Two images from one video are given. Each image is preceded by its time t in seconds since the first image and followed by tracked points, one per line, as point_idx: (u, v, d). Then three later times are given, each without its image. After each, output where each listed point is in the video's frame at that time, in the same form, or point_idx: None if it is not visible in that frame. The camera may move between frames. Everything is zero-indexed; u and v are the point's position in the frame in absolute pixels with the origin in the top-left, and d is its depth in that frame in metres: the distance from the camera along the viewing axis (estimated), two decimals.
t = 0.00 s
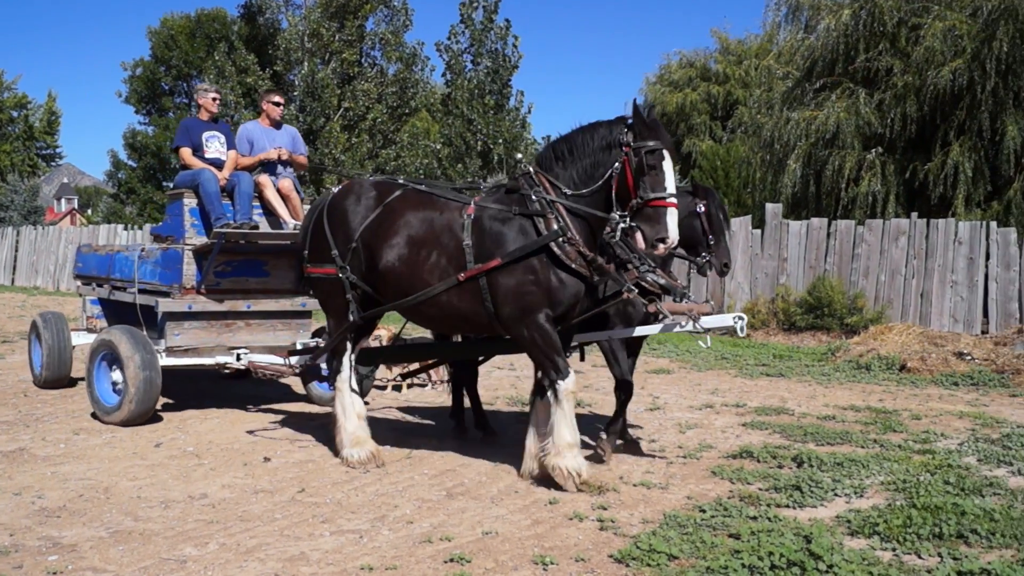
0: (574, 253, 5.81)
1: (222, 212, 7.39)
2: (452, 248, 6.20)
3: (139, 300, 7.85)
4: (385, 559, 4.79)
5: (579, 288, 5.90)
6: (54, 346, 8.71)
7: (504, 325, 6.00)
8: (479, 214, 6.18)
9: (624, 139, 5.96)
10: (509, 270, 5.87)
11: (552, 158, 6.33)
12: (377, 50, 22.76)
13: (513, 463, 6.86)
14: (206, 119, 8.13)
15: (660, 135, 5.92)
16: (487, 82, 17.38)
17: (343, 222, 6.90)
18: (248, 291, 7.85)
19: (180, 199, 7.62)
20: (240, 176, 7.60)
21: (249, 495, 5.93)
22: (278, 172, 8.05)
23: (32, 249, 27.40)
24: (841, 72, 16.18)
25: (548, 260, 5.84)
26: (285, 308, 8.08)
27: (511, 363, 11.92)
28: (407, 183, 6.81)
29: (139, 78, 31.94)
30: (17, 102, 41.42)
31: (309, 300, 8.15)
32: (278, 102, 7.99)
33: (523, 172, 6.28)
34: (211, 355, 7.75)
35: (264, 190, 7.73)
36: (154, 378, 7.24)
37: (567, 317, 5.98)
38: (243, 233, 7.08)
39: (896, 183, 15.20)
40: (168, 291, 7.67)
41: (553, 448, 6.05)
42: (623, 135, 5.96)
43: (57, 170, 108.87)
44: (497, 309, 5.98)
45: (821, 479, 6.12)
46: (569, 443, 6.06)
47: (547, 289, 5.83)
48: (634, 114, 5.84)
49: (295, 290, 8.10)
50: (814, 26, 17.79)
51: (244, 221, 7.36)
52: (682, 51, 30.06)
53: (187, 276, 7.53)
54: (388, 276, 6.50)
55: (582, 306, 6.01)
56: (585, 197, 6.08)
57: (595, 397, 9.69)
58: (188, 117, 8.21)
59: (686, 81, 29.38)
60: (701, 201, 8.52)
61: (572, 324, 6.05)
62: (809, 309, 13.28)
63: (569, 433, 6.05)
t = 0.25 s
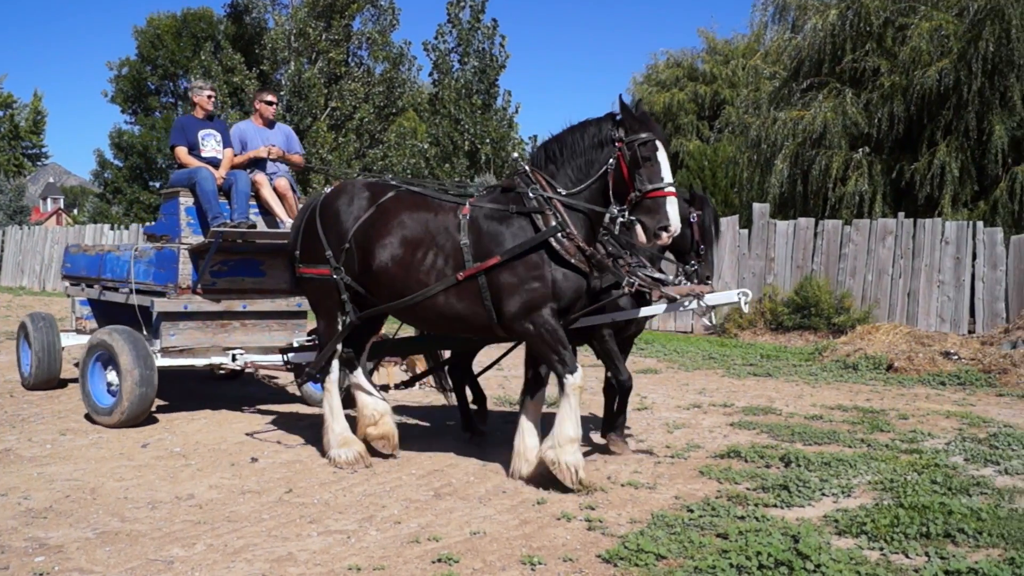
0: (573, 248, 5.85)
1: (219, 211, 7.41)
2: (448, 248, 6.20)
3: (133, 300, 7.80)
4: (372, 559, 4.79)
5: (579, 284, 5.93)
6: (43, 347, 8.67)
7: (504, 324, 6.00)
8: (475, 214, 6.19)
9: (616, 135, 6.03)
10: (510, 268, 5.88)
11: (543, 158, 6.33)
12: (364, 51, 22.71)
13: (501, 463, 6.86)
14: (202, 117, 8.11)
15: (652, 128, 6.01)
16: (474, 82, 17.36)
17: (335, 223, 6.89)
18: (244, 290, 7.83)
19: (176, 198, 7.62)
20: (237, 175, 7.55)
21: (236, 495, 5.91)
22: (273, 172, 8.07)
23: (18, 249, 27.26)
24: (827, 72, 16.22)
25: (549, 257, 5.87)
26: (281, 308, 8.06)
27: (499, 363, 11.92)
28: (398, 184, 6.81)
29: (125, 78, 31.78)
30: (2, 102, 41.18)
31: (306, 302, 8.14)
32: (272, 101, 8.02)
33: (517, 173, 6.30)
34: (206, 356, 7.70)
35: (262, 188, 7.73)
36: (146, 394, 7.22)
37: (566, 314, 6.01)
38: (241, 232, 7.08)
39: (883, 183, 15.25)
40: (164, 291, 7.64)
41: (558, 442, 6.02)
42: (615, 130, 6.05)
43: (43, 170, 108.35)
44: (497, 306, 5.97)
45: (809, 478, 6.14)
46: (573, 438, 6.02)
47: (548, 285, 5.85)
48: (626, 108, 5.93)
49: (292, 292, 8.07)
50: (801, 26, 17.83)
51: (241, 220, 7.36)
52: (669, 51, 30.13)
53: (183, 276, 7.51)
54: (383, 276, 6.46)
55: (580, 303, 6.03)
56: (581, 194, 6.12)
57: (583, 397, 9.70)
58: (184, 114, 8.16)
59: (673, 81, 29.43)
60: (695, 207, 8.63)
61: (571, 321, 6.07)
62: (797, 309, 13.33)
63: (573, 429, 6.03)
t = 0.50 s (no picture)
0: (567, 250, 5.82)
1: (214, 211, 7.42)
2: (441, 246, 6.21)
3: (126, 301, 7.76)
4: (365, 560, 4.80)
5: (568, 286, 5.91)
6: (34, 348, 8.65)
7: (495, 322, 6.02)
8: (469, 213, 6.20)
9: (614, 136, 6.01)
10: (501, 266, 5.88)
11: (541, 158, 6.32)
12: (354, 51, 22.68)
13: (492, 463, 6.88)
14: (198, 117, 8.10)
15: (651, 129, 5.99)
16: (464, 82, 17.36)
17: (330, 222, 6.88)
18: (239, 291, 7.86)
19: (171, 198, 7.61)
20: (232, 175, 7.55)
21: (228, 495, 5.92)
22: (269, 173, 8.09)
23: (8, 249, 27.19)
24: (818, 72, 16.29)
25: (541, 257, 5.85)
26: (276, 308, 8.07)
27: (491, 364, 11.93)
28: (394, 183, 6.81)
29: (115, 78, 31.64)
30: None
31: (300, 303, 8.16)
32: (265, 101, 8.02)
33: (514, 172, 6.32)
34: (201, 357, 7.69)
35: (256, 189, 7.76)
36: (141, 400, 7.22)
37: (557, 315, 6.00)
38: (237, 233, 7.10)
39: (874, 183, 15.31)
40: (158, 292, 7.62)
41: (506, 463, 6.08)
42: (613, 131, 6.02)
43: (32, 172, 107.98)
44: (488, 305, 5.99)
45: (801, 479, 6.17)
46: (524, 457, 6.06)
47: (539, 285, 5.84)
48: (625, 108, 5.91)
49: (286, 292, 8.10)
50: (792, 25, 17.88)
51: (236, 220, 7.38)
52: (659, 51, 30.18)
53: (177, 276, 7.49)
54: (376, 274, 6.48)
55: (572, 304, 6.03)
56: (577, 193, 6.10)
57: (575, 398, 9.72)
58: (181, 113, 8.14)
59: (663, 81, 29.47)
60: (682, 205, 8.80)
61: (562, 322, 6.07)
62: (788, 309, 13.37)
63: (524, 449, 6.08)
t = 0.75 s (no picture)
0: (560, 252, 5.82)
1: (208, 212, 7.35)
2: (436, 246, 6.20)
3: (122, 302, 7.79)
4: (361, 560, 4.80)
5: (563, 288, 5.89)
6: (28, 349, 8.63)
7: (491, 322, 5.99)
8: (465, 212, 6.19)
9: (610, 137, 5.99)
10: (496, 267, 5.87)
11: (538, 158, 6.31)
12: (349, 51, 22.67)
13: (488, 464, 6.87)
14: (195, 117, 8.02)
15: (647, 130, 5.96)
16: (459, 83, 17.37)
17: (327, 222, 6.88)
18: (233, 291, 7.82)
19: (165, 199, 7.57)
20: (226, 175, 7.56)
21: (224, 496, 5.92)
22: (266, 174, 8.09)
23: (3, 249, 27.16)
24: (813, 72, 16.31)
25: (537, 258, 5.85)
26: (269, 309, 8.05)
27: (487, 364, 11.92)
28: (390, 183, 6.81)
29: (111, 79, 31.56)
30: None
31: (294, 303, 8.12)
32: (265, 102, 8.03)
33: (511, 172, 6.29)
34: (195, 358, 7.69)
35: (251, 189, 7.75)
36: (137, 399, 7.23)
37: (552, 316, 5.97)
38: (231, 233, 7.02)
39: (869, 183, 15.33)
40: (152, 293, 7.61)
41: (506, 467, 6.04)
42: (610, 132, 6.00)
43: (28, 173, 107.78)
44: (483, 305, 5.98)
45: (798, 479, 6.17)
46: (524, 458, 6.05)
47: (533, 286, 5.83)
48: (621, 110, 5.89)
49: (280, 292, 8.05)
50: (787, 25, 17.92)
51: (230, 221, 7.34)
52: (654, 52, 30.22)
53: (171, 276, 7.48)
54: (371, 274, 6.47)
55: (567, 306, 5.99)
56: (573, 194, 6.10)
57: (570, 398, 9.72)
58: (178, 114, 8.08)
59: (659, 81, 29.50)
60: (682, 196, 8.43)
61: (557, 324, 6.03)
62: (784, 309, 13.39)
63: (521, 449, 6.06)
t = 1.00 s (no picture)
0: (557, 255, 5.86)
1: (204, 213, 7.46)
2: (435, 246, 6.25)
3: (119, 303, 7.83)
4: (360, 561, 4.83)
5: (559, 290, 5.93)
6: (29, 350, 8.67)
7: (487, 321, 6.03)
8: (463, 214, 6.24)
9: (607, 141, 6.02)
10: (494, 268, 5.91)
11: (537, 162, 6.35)
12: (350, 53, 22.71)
13: (487, 465, 6.90)
14: (193, 119, 8.05)
15: (644, 134, 5.98)
16: (460, 84, 17.40)
17: (326, 225, 6.92)
18: (230, 292, 7.85)
19: (161, 200, 7.63)
20: (223, 177, 7.58)
21: (225, 496, 5.95)
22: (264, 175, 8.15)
23: (6, 251, 27.21)
24: (813, 74, 16.36)
25: (534, 260, 5.88)
26: (265, 309, 8.04)
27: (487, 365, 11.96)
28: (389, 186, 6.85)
29: (112, 81, 31.57)
30: None
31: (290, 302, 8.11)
32: (264, 104, 8.08)
33: (509, 175, 6.33)
34: (193, 358, 7.72)
35: (247, 191, 7.79)
36: (137, 395, 7.28)
37: (549, 317, 6.00)
38: (227, 235, 7.09)
39: (870, 184, 15.36)
40: (149, 293, 7.67)
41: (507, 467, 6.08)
42: (607, 137, 6.04)
43: (28, 173, 107.74)
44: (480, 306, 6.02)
45: (797, 480, 6.21)
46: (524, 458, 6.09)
47: (529, 287, 5.87)
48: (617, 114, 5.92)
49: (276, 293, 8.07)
50: (787, 26, 17.95)
51: (228, 222, 7.43)
52: (654, 52, 30.24)
53: (169, 277, 7.52)
54: (369, 274, 6.51)
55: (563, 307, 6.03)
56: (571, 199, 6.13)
57: (570, 399, 9.76)
58: (174, 117, 8.08)
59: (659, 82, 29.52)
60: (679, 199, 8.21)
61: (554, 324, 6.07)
62: (784, 310, 13.43)
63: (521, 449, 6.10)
